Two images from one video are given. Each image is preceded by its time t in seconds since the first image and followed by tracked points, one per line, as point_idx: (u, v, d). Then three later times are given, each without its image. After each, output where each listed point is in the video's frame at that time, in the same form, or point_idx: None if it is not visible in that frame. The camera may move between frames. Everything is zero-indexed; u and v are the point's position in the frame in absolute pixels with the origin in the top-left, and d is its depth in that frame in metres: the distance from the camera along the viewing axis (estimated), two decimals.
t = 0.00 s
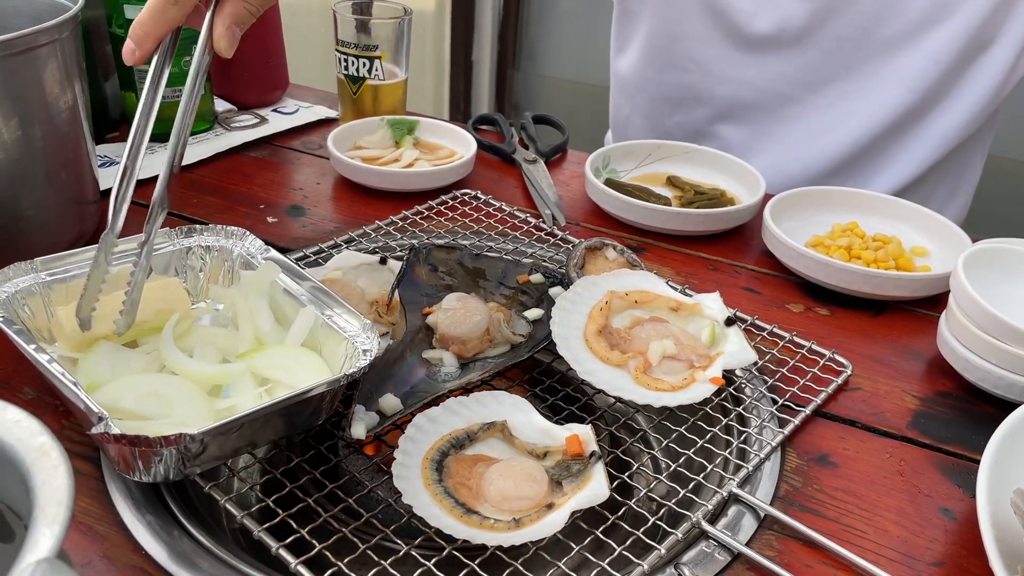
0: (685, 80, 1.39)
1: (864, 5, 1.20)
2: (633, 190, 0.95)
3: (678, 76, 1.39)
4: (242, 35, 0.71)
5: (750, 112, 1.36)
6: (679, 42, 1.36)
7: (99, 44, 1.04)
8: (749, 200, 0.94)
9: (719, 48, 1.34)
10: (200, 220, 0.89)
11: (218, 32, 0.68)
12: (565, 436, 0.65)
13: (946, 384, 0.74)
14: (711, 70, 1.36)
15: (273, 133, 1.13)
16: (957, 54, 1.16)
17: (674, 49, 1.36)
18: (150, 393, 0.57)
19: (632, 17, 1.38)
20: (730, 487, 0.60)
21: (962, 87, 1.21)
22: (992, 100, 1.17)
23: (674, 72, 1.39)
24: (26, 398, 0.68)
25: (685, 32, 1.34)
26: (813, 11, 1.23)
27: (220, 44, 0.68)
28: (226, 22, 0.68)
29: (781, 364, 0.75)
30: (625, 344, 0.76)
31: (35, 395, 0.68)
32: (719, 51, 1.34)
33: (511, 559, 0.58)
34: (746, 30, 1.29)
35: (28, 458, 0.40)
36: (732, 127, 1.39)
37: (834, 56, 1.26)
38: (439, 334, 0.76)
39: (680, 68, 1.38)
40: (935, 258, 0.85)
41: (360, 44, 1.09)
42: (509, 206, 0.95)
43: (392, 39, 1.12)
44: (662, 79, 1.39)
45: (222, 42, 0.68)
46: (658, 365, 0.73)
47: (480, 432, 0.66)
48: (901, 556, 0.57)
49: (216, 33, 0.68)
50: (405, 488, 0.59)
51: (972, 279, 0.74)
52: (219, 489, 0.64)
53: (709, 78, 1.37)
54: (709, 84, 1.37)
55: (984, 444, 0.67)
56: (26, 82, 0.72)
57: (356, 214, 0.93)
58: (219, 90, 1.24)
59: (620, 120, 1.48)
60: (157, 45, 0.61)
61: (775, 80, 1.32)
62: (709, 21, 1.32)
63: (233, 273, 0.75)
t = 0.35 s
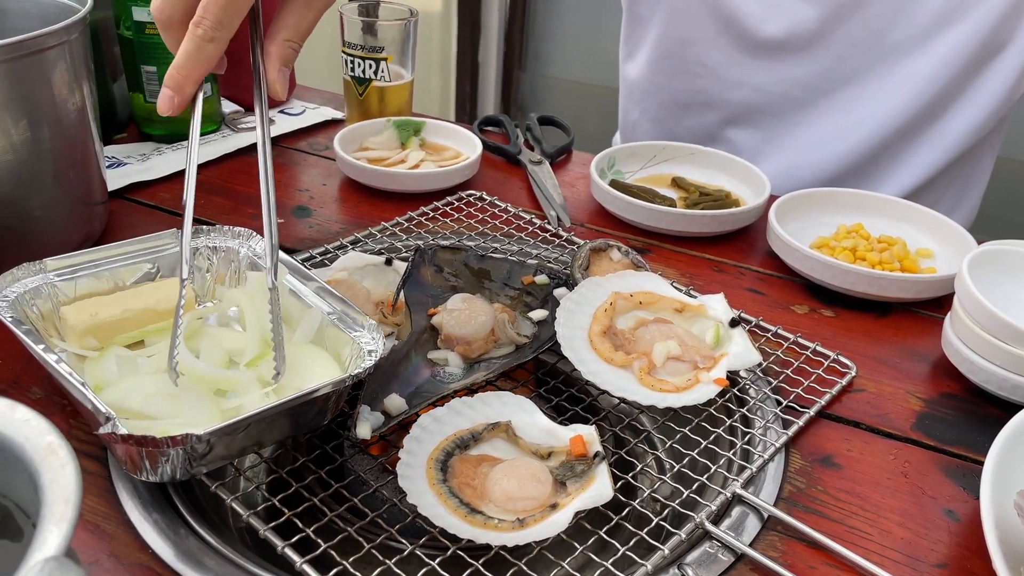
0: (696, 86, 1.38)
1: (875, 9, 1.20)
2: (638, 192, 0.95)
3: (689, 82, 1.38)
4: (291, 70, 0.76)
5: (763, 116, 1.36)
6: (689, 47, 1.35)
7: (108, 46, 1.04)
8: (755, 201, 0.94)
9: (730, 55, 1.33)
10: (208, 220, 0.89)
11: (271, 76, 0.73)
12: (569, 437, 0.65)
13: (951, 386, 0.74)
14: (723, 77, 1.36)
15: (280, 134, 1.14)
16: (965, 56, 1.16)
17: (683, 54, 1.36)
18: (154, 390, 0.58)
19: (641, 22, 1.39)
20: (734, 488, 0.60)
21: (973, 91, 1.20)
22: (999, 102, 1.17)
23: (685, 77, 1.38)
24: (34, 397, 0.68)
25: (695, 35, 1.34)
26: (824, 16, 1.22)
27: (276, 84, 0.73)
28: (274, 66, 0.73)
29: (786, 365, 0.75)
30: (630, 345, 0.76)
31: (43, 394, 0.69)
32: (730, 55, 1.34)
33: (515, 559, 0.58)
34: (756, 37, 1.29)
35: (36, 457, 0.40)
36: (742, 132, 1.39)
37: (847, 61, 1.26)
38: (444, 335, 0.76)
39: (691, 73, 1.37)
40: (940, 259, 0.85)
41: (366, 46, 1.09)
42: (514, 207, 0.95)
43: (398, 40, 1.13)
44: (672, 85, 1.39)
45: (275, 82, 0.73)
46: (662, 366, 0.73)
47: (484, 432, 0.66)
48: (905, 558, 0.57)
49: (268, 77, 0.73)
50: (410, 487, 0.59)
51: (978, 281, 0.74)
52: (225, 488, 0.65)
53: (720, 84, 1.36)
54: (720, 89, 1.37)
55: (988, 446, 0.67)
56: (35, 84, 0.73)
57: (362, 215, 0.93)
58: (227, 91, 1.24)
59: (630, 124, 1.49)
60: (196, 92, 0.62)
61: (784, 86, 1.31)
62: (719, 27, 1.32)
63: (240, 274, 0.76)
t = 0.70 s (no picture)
0: (702, 84, 1.38)
1: (887, 9, 1.20)
2: (651, 192, 0.95)
3: (696, 80, 1.38)
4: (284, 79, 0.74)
5: (774, 116, 1.35)
6: (698, 47, 1.35)
7: (124, 46, 1.05)
8: (768, 202, 0.94)
9: (740, 56, 1.34)
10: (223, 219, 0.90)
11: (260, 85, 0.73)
12: (584, 436, 0.65)
13: (966, 387, 0.74)
14: (728, 75, 1.35)
15: (294, 134, 1.14)
16: (979, 57, 1.16)
17: (693, 53, 1.36)
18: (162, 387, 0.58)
19: (650, 20, 1.38)
20: (749, 488, 0.60)
21: (986, 92, 1.20)
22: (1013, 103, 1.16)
23: (693, 76, 1.38)
24: (53, 395, 0.69)
25: (705, 36, 1.34)
26: (837, 16, 1.22)
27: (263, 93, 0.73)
28: (269, 70, 0.72)
29: (800, 366, 0.75)
30: (644, 345, 0.76)
31: (61, 393, 0.69)
32: (738, 58, 1.34)
33: (531, 558, 0.59)
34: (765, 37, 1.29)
35: (58, 454, 0.41)
36: (748, 132, 1.38)
37: (856, 62, 1.25)
38: (458, 335, 0.77)
39: (698, 71, 1.37)
40: (955, 260, 0.85)
41: (380, 46, 1.09)
42: (527, 208, 0.96)
43: (411, 41, 1.13)
44: (680, 82, 1.39)
45: (264, 91, 0.73)
46: (677, 366, 0.73)
47: (499, 432, 0.66)
48: (920, 559, 0.57)
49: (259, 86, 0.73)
50: (427, 486, 0.60)
51: (994, 282, 0.74)
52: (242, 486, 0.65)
53: (726, 83, 1.36)
54: (729, 90, 1.36)
55: (1004, 447, 0.67)
56: (53, 85, 0.74)
57: (375, 215, 0.94)
58: (241, 92, 1.25)
59: (638, 123, 1.47)
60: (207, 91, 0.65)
61: (795, 88, 1.31)
62: (729, 29, 1.32)
63: (256, 274, 0.76)
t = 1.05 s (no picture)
0: (723, 73, 1.38)
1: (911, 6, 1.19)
2: (670, 189, 0.95)
3: (717, 67, 1.38)
4: (331, 26, 0.62)
5: (795, 110, 1.35)
6: (721, 32, 1.35)
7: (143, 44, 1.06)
8: (788, 199, 0.94)
9: (763, 49, 1.33)
10: (244, 216, 0.90)
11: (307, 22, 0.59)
12: (607, 433, 0.65)
13: (991, 385, 0.73)
14: (748, 64, 1.36)
15: (312, 131, 1.15)
16: (1003, 54, 1.15)
17: (713, 40, 1.36)
18: (182, 379, 0.59)
19: (675, 5, 1.38)
20: (772, 485, 0.60)
21: (1008, 91, 1.19)
22: None
23: (714, 63, 1.38)
24: (78, 390, 0.68)
25: (729, 25, 1.34)
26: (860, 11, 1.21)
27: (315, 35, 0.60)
28: (314, 9, 0.60)
29: (823, 363, 0.74)
30: (665, 342, 0.76)
31: (86, 387, 0.69)
32: (760, 45, 1.34)
33: (556, 554, 0.59)
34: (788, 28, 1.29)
35: (87, 448, 0.41)
36: (766, 122, 1.38)
37: (874, 55, 1.24)
38: (479, 331, 0.77)
39: (719, 59, 1.37)
40: (977, 258, 0.84)
41: (398, 44, 1.10)
42: (546, 205, 0.96)
43: (429, 38, 1.13)
44: (700, 70, 1.39)
45: (312, 32, 0.60)
46: (698, 363, 0.73)
47: (522, 428, 0.66)
48: (946, 557, 0.57)
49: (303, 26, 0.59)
50: (450, 482, 0.60)
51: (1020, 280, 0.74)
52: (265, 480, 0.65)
53: (747, 72, 1.36)
54: (747, 78, 1.37)
55: None
56: (76, 82, 0.74)
57: (394, 212, 0.94)
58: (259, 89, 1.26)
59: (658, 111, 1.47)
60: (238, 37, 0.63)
61: (816, 78, 1.30)
62: (752, 13, 1.32)
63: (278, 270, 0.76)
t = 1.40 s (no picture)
0: (750, 64, 1.37)
1: None
2: (692, 178, 0.95)
3: (747, 60, 1.37)
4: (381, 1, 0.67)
5: (822, 102, 1.34)
6: (749, 24, 1.34)
7: (163, 34, 1.06)
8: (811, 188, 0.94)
9: (793, 33, 1.33)
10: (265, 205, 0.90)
11: None
12: (641, 421, 0.65)
13: (1020, 373, 0.73)
14: (784, 57, 1.35)
15: (331, 122, 1.15)
16: None
17: (743, 32, 1.35)
18: (267, 403, 0.57)
19: None
20: (802, 471, 0.60)
21: None
22: None
23: (744, 55, 1.37)
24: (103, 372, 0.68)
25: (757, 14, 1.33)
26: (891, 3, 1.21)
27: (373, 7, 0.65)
28: None
29: (849, 350, 0.74)
30: (690, 329, 0.76)
31: (112, 370, 0.68)
32: (790, 35, 1.33)
33: (587, 538, 0.58)
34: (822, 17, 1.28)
35: (119, 425, 0.40)
36: (797, 114, 1.38)
37: (906, 47, 1.24)
38: (501, 318, 0.77)
39: (751, 51, 1.36)
40: (1003, 247, 0.84)
41: (417, 33, 1.10)
42: (566, 194, 0.96)
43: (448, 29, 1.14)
44: (729, 62, 1.38)
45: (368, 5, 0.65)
46: (724, 350, 0.73)
47: (555, 404, 0.66)
48: (978, 543, 0.56)
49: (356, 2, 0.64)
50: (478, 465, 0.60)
51: None
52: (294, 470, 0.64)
53: (776, 63, 1.36)
54: (778, 69, 1.36)
55: None
56: (101, 66, 0.73)
57: (415, 201, 0.94)
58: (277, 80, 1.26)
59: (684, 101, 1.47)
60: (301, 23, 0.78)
61: (843, 68, 1.30)
62: (785, 4, 1.31)
63: (326, 278, 0.76)
